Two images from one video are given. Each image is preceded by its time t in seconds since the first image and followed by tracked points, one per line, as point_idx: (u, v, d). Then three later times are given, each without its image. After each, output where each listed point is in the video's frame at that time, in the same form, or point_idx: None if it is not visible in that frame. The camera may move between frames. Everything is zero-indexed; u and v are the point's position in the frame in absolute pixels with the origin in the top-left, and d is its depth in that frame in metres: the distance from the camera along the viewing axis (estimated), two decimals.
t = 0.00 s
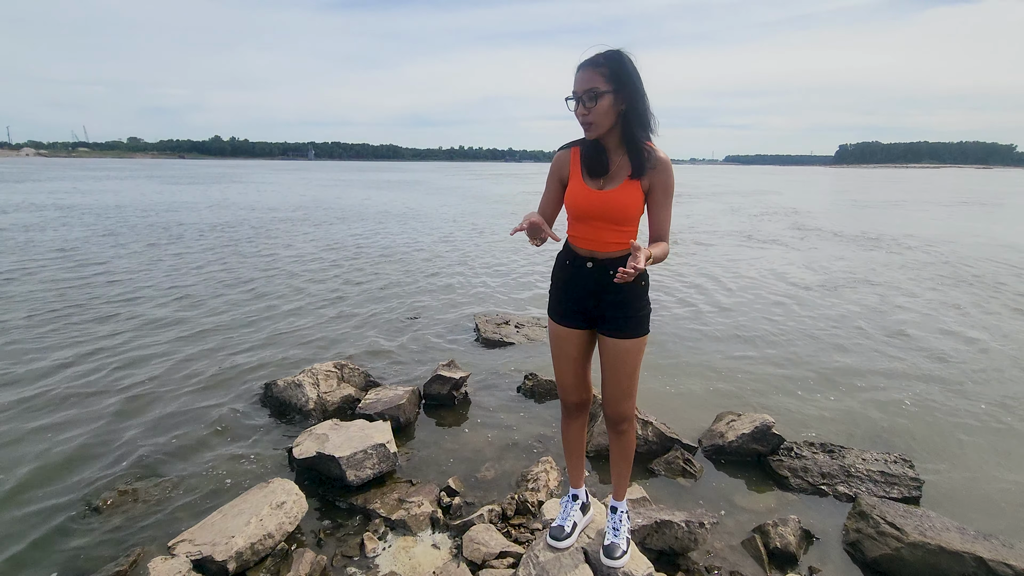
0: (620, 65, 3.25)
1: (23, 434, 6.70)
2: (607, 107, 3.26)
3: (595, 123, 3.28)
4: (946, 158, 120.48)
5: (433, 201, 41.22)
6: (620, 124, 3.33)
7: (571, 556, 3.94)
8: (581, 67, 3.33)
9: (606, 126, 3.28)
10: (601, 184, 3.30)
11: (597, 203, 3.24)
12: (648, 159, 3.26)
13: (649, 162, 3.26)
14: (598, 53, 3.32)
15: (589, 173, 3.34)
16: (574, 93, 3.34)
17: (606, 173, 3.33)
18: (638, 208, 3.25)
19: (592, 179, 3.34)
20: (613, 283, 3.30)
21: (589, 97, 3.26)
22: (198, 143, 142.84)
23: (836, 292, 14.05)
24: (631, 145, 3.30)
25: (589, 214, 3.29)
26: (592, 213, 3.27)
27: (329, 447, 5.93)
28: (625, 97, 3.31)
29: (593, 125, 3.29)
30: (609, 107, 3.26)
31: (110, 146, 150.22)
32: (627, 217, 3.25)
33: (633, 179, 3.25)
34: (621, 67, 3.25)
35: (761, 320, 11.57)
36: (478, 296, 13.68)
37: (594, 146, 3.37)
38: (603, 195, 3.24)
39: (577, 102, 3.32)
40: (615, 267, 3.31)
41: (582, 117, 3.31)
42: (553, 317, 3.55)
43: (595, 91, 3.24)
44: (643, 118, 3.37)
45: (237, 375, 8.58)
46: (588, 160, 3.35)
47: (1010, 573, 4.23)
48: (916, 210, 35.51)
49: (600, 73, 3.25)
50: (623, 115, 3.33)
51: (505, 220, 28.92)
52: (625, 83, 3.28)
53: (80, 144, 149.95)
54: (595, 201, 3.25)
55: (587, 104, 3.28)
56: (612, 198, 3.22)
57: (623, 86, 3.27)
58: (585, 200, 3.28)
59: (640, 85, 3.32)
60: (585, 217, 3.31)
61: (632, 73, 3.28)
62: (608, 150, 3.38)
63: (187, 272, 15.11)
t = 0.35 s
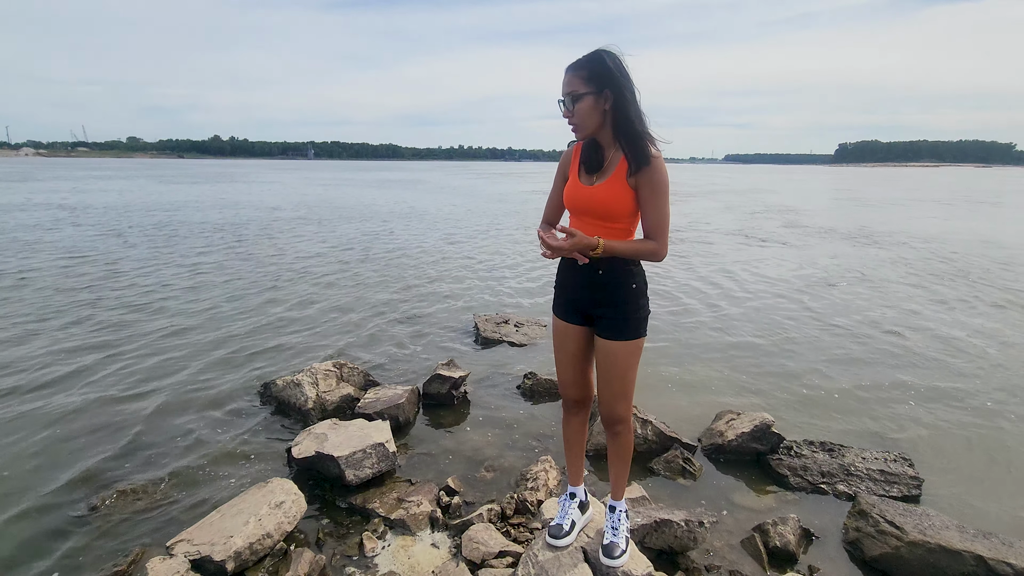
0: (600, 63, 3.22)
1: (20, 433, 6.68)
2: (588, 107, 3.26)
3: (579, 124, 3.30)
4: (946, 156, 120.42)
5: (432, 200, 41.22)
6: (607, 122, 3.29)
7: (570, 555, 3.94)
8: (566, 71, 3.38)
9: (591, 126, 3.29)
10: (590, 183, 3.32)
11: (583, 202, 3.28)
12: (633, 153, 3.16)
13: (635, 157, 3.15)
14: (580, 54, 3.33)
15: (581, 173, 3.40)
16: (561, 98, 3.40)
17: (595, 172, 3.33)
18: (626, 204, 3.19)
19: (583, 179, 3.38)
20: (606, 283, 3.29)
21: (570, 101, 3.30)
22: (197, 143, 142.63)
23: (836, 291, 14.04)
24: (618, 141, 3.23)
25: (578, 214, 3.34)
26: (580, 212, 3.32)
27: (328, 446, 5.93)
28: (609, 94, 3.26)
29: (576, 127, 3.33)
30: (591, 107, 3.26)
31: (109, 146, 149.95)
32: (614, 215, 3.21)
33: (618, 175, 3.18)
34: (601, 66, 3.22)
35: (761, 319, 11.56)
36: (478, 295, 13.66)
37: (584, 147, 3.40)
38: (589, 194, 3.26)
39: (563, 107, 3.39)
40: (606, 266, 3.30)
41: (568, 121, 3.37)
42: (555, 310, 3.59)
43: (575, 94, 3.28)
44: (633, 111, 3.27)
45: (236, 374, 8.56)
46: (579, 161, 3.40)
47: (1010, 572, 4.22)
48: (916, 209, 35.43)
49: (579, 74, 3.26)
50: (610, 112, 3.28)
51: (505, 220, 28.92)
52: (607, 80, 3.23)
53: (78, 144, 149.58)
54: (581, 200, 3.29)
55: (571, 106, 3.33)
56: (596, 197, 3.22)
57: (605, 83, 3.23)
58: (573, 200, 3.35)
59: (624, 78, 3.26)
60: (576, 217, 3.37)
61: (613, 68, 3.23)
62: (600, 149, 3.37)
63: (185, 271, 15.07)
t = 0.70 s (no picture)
0: (605, 60, 3.21)
1: (16, 434, 6.65)
2: (591, 102, 3.25)
3: (582, 119, 3.30)
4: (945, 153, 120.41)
5: (432, 199, 41.18)
6: (609, 117, 3.27)
7: (570, 553, 3.93)
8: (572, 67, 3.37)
9: (592, 122, 3.28)
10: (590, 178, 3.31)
11: (582, 196, 3.27)
12: (633, 150, 3.14)
13: (634, 153, 3.13)
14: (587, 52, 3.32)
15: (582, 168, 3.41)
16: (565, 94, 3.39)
17: (595, 167, 3.33)
18: (625, 200, 3.17)
19: (584, 173, 3.39)
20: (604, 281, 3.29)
21: (573, 95, 3.30)
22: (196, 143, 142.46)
23: (835, 288, 14.04)
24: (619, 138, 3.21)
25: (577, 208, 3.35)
26: (579, 205, 3.31)
27: (328, 446, 5.92)
28: (613, 90, 3.25)
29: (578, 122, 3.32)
30: (594, 102, 3.25)
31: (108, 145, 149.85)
32: (613, 210, 3.20)
33: (616, 171, 3.17)
34: (605, 63, 3.21)
35: (762, 317, 11.54)
36: (478, 294, 13.64)
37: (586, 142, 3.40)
38: (588, 188, 3.26)
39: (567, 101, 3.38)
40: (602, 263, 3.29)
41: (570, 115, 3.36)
42: (555, 307, 3.58)
43: (578, 88, 3.27)
44: (636, 108, 3.25)
45: (236, 374, 8.55)
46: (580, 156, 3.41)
47: (1011, 570, 4.22)
48: (914, 205, 35.46)
49: (583, 70, 3.25)
50: (612, 108, 3.26)
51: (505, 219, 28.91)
52: (610, 77, 3.22)
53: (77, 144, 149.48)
54: (580, 194, 3.29)
55: (574, 102, 3.32)
56: (595, 191, 3.21)
57: (610, 80, 3.22)
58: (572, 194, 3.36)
59: (629, 78, 3.24)
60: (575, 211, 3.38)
61: (620, 67, 3.22)
62: (601, 144, 3.35)
63: (183, 271, 15.02)
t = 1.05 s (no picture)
0: (624, 56, 3.20)
1: (19, 435, 6.66)
2: (606, 96, 3.23)
3: (594, 112, 3.27)
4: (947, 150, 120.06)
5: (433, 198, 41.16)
6: (621, 114, 3.26)
7: (573, 552, 3.93)
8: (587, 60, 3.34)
9: (604, 115, 3.25)
10: (596, 173, 3.28)
11: (589, 191, 3.23)
12: (644, 148, 3.14)
13: (645, 152, 3.13)
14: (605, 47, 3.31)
15: (585, 161, 3.37)
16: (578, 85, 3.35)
17: (601, 162, 3.30)
18: (631, 199, 3.16)
19: (588, 167, 3.35)
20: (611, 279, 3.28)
21: (588, 86, 3.27)
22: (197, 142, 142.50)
23: (836, 285, 14.02)
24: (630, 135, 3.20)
25: (579, 203, 3.31)
26: (584, 200, 3.27)
27: (331, 445, 5.92)
28: (627, 87, 3.24)
29: (590, 113, 3.28)
30: (609, 96, 3.23)
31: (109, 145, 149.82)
32: (618, 208, 3.18)
33: (626, 169, 3.15)
34: (624, 58, 3.20)
35: (764, 315, 11.52)
36: (479, 293, 13.62)
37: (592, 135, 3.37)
38: (594, 183, 3.23)
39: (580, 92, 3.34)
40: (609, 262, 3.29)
41: (581, 105, 3.32)
42: (557, 306, 3.57)
43: (593, 80, 3.25)
44: (648, 109, 3.25)
45: (238, 373, 8.56)
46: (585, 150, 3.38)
47: (1016, 568, 4.21)
48: (915, 202, 35.44)
49: (600, 62, 3.23)
50: (626, 105, 3.25)
51: (506, 217, 28.86)
52: (627, 73, 3.21)
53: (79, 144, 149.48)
54: (586, 187, 3.25)
55: (588, 94, 3.29)
56: (602, 186, 3.18)
57: (626, 78, 3.22)
58: (576, 188, 3.31)
59: (645, 78, 3.25)
60: (578, 207, 3.34)
61: (637, 65, 3.22)
62: (608, 140, 3.33)
63: (185, 270, 15.04)
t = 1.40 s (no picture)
0: (632, 55, 3.20)
1: (21, 435, 6.66)
2: (614, 94, 3.21)
3: (601, 108, 3.24)
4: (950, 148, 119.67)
5: (436, 197, 41.13)
6: (626, 114, 3.25)
7: (576, 551, 3.92)
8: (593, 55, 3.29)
9: (611, 113, 3.22)
10: (598, 170, 3.26)
11: (591, 189, 3.20)
12: (648, 148, 3.14)
13: (650, 152, 3.13)
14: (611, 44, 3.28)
15: (586, 159, 3.34)
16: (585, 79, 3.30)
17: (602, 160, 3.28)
18: (634, 198, 3.15)
19: (590, 165, 3.32)
20: (612, 277, 3.28)
21: (596, 83, 3.23)
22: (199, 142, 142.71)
23: (838, 283, 14.00)
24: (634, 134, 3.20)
25: (580, 200, 3.27)
26: (585, 198, 3.24)
27: (334, 443, 5.93)
28: (634, 88, 3.24)
29: (597, 110, 3.25)
30: (617, 95, 3.21)
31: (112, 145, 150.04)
32: (621, 206, 3.16)
33: (629, 168, 3.14)
34: (633, 58, 3.19)
35: (766, 313, 11.50)
36: (481, 293, 13.61)
37: (594, 133, 3.34)
38: (598, 181, 3.19)
39: (587, 87, 3.30)
40: (609, 260, 3.28)
41: (587, 102, 3.29)
42: (555, 306, 3.55)
43: (602, 76, 3.21)
44: (652, 110, 3.26)
45: (241, 373, 8.57)
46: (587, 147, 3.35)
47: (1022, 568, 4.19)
48: (917, 199, 35.39)
49: (610, 60, 3.20)
50: (631, 105, 3.25)
51: (508, 217, 28.84)
52: (635, 74, 3.21)
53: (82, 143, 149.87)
54: (588, 185, 3.22)
55: (595, 89, 3.25)
56: (604, 183, 3.16)
57: (633, 76, 3.21)
58: (577, 186, 3.28)
59: (649, 79, 3.27)
60: (577, 205, 3.32)
61: (643, 65, 3.23)
62: (610, 139, 3.32)
63: (188, 270, 15.06)
